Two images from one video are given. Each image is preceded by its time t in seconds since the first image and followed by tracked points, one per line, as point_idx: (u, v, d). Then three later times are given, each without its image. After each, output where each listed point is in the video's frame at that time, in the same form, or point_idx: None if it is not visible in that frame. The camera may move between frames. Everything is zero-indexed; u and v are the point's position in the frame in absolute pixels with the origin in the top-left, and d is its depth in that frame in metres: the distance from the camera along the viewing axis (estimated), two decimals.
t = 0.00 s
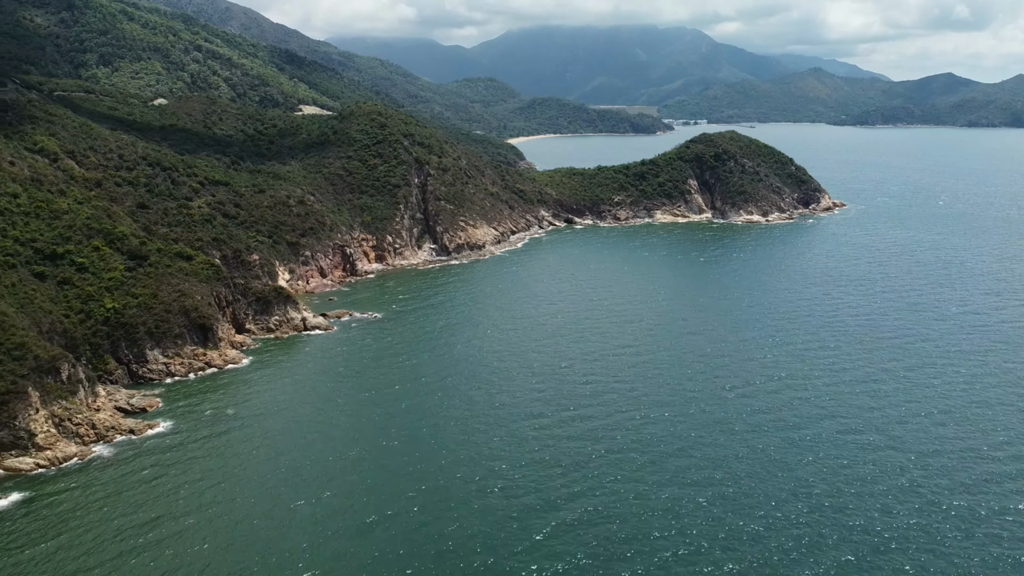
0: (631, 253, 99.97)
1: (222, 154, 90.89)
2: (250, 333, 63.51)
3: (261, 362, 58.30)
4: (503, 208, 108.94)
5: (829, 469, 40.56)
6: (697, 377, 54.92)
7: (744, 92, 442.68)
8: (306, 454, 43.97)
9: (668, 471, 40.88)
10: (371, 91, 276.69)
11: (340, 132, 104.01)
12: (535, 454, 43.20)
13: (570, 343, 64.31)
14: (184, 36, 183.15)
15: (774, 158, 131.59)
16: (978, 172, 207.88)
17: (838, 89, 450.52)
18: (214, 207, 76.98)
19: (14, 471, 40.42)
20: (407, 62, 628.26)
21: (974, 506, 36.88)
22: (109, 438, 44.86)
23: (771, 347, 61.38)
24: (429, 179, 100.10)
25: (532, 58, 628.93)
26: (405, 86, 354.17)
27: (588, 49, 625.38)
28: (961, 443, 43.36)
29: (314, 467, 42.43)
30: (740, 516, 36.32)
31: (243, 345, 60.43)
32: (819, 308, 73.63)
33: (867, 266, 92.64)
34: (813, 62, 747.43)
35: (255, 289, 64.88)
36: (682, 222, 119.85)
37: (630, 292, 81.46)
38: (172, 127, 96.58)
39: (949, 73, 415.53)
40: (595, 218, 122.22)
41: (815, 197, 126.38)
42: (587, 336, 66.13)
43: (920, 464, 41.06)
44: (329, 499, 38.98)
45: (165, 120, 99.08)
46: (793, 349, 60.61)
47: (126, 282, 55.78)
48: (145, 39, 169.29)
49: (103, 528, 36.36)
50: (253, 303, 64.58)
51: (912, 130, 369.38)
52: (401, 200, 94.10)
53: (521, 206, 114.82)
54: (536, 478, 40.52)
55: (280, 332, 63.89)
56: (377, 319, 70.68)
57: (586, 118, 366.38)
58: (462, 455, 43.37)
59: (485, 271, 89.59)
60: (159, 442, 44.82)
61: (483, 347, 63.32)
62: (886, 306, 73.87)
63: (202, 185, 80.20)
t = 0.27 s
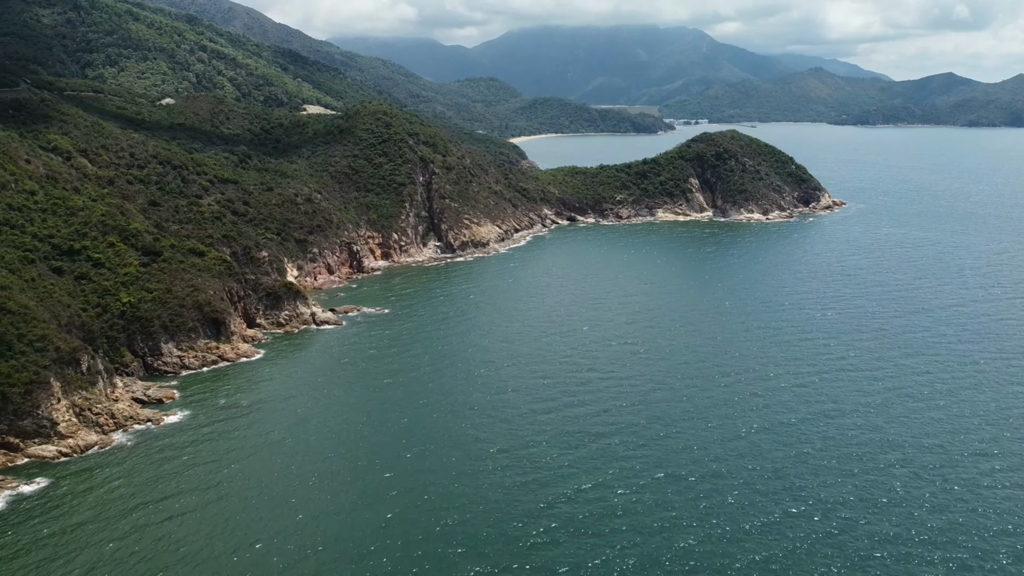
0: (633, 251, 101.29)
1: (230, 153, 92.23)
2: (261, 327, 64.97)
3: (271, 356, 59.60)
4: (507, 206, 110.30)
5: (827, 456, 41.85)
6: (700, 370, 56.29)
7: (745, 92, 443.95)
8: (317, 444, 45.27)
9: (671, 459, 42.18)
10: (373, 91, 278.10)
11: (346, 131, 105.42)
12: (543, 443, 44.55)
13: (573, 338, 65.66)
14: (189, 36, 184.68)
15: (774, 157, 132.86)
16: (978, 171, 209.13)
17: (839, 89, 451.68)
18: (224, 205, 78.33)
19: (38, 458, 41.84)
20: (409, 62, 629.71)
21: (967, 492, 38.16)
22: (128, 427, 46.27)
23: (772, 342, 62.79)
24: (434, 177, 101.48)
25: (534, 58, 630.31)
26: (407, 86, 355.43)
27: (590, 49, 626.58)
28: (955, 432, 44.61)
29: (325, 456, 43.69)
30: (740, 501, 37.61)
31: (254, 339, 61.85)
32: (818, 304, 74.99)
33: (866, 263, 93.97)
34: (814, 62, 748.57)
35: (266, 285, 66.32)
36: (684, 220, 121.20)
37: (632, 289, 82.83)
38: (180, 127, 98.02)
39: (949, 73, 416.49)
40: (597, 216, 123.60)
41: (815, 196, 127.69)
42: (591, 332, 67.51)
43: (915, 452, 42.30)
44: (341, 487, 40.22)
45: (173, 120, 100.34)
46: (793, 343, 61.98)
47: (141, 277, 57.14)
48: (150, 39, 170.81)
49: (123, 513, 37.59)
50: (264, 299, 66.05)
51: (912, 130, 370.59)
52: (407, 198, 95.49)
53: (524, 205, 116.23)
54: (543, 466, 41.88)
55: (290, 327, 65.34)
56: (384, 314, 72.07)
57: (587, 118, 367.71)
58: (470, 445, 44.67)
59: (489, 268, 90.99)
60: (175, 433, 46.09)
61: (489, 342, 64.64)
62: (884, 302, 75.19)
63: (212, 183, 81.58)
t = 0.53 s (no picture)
0: (635, 248, 102.57)
1: (238, 150, 93.53)
2: (271, 322, 66.35)
3: (280, 350, 60.82)
4: (510, 203, 111.62)
5: (825, 445, 43.16)
6: (700, 364, 57.65)
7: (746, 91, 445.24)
8: (329, 433, 46.60)
9: (672, 447, 43.48)
10: (376, 90, 279.55)
11: (352, 130, 106.77)
12: (548, 432, 45.91)
13: (577, 332, 66.99)
14: (194, 35, 186.16)
15: (774, 155, 134.07)
16: (978, 170, 210.41)
17: (840, 88, 452.77)
18: (232, 202, 79.61)
19: (59, 446, 43.21)
20: (410, 61, 631.13)
21: (960, 479, 39.45)
22: (146, 416, 47.63)
23: (771, 337, 64.13)
24: (438, 175, 102.80)
25: (535, 57, 631.62)
26: (409, 85, 356.72)
27: (591, 48, 627.74)
28: (949, 423, 45.92)
29: (336, 445, 45.00)
30: (740, 486, 38.89)
31: (265, 333, 63.23)
32: (817, 300, 76.30)
33: (864, 261, 95.25)
34: (815, 61, 749.87)
35: (276, 280, 67.75)
36: (685, 218, 122.50)
37: (634, 285, 84.17)
38: (188, 125, 99.39)
39: (949, 71, 417.46)
40: (599, 214, 124.91)
41: (815, 194, 128.94)
42: (594, 326, 68.84)
43: (909, 441, 43.61)
44: (352, 474, 41.52)
45: (181, 118, 101.70)
46: (793, 339, 63.34)
47: (155, 271, 58.50)
48: (156, 38, 172.30)
49: (142, 499, 38.91)
50: (273, 294, 67.50)
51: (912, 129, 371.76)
52: (412, 196, 96.83)
53: (527, 203, 117.61)
54: (548, 453, 43.22)
55: (299, 321, 66.75)
56: (390, 310, 73.42)
57: (588, 116, 368.98)
58: (477, 434, 45.98)
59: (493, 265, 92.34)
60: (191, 422, 47.43)
61: (493, 336, 65.93)
62: (882, 299, 76.51)
63: (220, 180, 82.93)
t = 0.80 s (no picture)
0: (637, 246, 103.88)
1: (245, 149, 94.85)
2: (281, 317, 67.85)
3: (290, 344, 62.11)
4: (513, 202, 112.96)
5: (822, 436, 44.51)
6: (701, 359, 59.00)
7: (746, 91, 446.62)
8: (339, 424, 47.93)
9: (673, 438, 44.85)
10: (378, 89, 281.00)
11: (357, 129, 108.19)
12: (552, 424, 47.31)
13: (581, 328, 68.34)
14: (198, 35, 187.64)
15: (774, 154, 135.29)
16: (977, 169, 211.68)
17: (840, 87, 453.77)
18: (241, 200, 80.88)
19: (80, 434, 44.64)
20: (411, 61, 632.55)
21: (953, 468, 40.79)
22: (162, 407, 49.02)
23: (770, 332, 65.47)
24: (442, 174, 104.13)
25: (536, 56, 633.01)
26: (410, 84, 358.04)
27: (592, 47, 628.78)
28: (943, 415, 47.26)
29: (346, 436, 46.33)
30: (739, 475, 40.24)
31: (275, 327, 64.65)
32: (816, 298, 77.66)
33: (862, 259, 96.53)
34: (815, 61, 751.53)
35: (285, 276, 69.25)
36: (686, 216, 123.81)
37: (636, 282, 85.51)
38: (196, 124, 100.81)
39: (950, 71, 418.48)
40: (601, 212, 126.24)
41: (815, 193, 130.17)
42: (597, 322, 70.30)
43: (904, 433, 44.96)
44: (362, 463, 42.86)
45: (189, 117, 103.06)
46: (791, 334, 64.68)
47: (168, 267, 59.89)
48: (161, 38, 173.80)
49: (159, 485, 40.26)
50: (283, 289, 69.04)
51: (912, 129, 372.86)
52: (417, 194, 98.19)
53: (530, 201, 118.98)
54: (553, 443, 44.63)
55: (309, 317, 68.31)
56: (397, 306, 74.88)
57: (589, 116, 370.20)
58: (484, 425, 47.35)
59: (497, 262, 93.69)
60: (205, 413, 48.76)
61: (498, 331, 67.31)
62: (879, 296, 77.81)
63: (229, 179, 84.27)
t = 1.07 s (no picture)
0: (639, 244, 105.27)
1: (253, 149, 96.27)
2: (290, 312, 69.38)
3: (300, 339, 63.60)
4: (516, 201, 114.40)
5: (819, 424, 45.82)
6: (701, 351, 60.48)
7: (747, 91, 447.86)
8: (349, 415, 49.32)
9: (674, 426, 46.15)
10: (380, 89, 282.45)
11: (362, 128, 109.74)
12: (557, 413, 48.78)
13: (584, 323, 69.76)
14: (203, 36, 189.22)
15: (775, 153, 136.67)
16: (976, 168, 212.93)
17: (841, 87, 454.88)
18: (250, 198, 82.33)
19: (100, 424, 46.05)
20: (413, 60, 633.96)
21: (945, 452, 42.21)
22: (178, 398, 50.40)
23: (770, 327, 66.91)
24: (447, 173, 105.58)
25: (538, 56, 634.38)
26: (412, 84, 359.51)
27: (593, 47, 630.13)
28: (938, 404, 48.57)
29: (355, 426, 47.72)
30: (739, 460, 41.54)
31: (285, 322, 66.12)
32: (815, 294, 79.05)
33: (862, 256, 97.90)
34: (816, 62, 752.48)
35: (294, 273, 70.78)
36: (687, 215, 125.23)
37: (638, 279, 86.93)
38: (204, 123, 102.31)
39: (950, 71, 419.69)
40: (603, 211, 127.86)
41: (815, 192, 131.52)
42: (600, 318, 71.72)
43: (898, 420, 46.39)
44: (371, 451, 44.26)
45: (197, 118, 104.52)
46: (790, 329, 66.12)
47: (181, 263, 61.31)
48: (166, 39, 175.36)
49: (176, 471, 41.71)
50: (292, 286, 70.56)
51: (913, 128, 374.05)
52: (421, 192, 99.64)
53: (533, 200, 120.42)
54: (558, 430, 46.11)
55: (317, 312, 69.82)
56: (404, 302, 76.40)
57: (590, 116, 371.64)
58: (489, 415, 48.72)
59: (500, 259, 95.15)
60: (218, 404, 50.15)
61: (503, 327, 68.75)
62: (877, 292, 79.17)
63: (237, 177, 85.75)
